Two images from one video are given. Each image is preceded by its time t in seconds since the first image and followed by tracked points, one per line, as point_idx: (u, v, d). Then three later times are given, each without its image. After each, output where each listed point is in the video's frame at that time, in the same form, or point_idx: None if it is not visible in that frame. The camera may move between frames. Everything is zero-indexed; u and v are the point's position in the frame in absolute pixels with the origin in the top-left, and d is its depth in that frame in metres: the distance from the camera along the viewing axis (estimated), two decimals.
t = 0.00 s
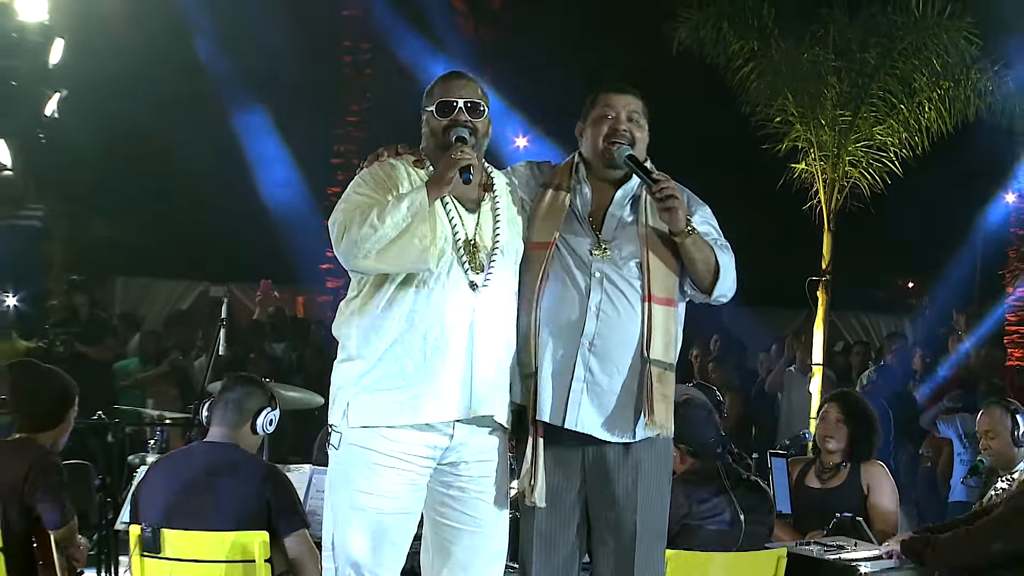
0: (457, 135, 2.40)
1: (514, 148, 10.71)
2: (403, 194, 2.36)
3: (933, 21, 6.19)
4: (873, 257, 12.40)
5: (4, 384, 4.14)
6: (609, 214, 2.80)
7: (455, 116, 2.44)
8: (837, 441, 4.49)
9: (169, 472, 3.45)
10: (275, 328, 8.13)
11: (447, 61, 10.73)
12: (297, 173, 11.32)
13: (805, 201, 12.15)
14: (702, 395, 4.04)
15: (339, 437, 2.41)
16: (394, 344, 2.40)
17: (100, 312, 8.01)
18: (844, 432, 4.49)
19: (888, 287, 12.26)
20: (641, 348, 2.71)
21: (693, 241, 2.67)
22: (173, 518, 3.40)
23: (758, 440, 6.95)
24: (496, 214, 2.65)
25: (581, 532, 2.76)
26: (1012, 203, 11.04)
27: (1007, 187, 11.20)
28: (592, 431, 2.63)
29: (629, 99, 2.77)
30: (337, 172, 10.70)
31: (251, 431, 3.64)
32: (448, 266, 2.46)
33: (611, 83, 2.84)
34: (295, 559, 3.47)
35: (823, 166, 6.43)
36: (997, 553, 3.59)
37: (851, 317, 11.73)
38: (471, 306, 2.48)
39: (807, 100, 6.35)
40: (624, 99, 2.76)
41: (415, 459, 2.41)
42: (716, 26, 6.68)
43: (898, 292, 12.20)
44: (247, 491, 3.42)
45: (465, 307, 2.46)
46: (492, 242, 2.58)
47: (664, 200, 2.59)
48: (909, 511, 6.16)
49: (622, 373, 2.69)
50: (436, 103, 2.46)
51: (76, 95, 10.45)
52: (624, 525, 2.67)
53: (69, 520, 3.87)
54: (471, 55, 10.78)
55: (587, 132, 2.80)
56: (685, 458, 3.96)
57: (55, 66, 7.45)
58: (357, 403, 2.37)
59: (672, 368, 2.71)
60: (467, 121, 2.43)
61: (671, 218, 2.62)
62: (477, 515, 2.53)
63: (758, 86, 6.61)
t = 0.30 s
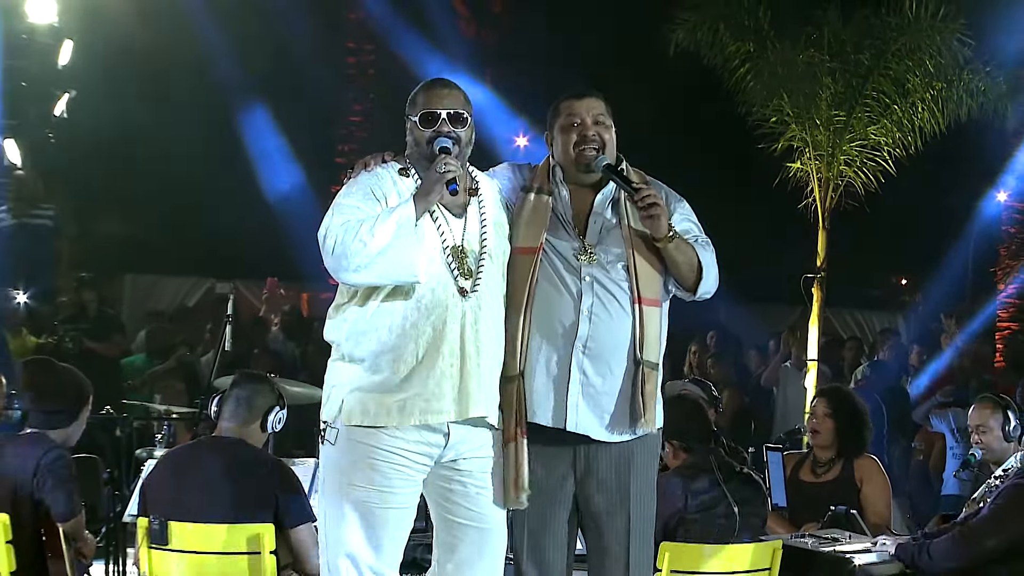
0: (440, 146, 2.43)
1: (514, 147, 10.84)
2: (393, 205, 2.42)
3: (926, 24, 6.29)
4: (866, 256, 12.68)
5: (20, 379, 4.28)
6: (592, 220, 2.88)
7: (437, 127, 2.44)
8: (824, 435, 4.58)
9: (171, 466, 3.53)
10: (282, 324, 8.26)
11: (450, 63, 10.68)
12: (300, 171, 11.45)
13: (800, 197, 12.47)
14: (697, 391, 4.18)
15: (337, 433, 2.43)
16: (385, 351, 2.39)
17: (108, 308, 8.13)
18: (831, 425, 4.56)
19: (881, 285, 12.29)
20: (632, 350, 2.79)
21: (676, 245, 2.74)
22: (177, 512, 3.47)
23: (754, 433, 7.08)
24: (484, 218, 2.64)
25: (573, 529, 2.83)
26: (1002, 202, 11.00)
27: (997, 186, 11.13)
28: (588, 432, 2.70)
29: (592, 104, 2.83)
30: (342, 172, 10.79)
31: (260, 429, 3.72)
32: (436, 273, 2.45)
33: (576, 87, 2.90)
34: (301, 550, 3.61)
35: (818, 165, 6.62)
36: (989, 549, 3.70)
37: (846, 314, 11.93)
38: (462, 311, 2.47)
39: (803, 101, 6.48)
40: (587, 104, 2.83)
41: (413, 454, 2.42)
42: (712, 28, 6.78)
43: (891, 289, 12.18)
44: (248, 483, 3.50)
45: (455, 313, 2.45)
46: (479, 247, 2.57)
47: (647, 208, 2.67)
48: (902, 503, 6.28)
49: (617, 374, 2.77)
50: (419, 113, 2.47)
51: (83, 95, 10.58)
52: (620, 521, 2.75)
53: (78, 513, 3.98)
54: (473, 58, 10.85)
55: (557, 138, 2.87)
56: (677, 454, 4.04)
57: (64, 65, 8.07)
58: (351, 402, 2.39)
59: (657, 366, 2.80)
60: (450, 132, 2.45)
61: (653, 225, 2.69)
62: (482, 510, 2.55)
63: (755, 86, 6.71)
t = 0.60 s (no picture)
0: (448, 132, 2.50)
1: (514, 147, 10.85)
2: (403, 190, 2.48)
3: (918, 26, 6.50)
4: (860, 254, 12.63)
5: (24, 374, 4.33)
6: (603, 210, 2.95)
7: (446, 115, 2.52)
8: (817, 426, 4.63)
9: (175, 460, 3.63)
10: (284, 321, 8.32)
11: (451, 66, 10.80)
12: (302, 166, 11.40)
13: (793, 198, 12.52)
14: (699, 385, 4.21)
15: (344, 426, 2.55)
16: (395, 336, 2.48)
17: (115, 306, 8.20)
18: (823, 417, 4.62)
19: (875, 282, 12.48)
20: (632, 340, 2.86)
21: (685, 235, 2.81)
22: (181, 504, 3.56)
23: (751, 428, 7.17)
24: (491, 210, 2.70)
25: (576, 529, 2.88)
26: (994, 201, 11.11)
27: (987, 184, 11.26)
28: (586, 417, 2.80)
29: (620, 102, 2.93)
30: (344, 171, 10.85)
31: (261, 420, 3.83)
32: (446, 261, 2.54)
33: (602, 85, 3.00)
34: (304, 541, 3.69)
35: (812, 165, 6.80)
36: (977, 537, 3.98)
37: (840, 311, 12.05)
38: (469, 299, 2.55)
39: (797, 101, 6.66)
40: (616, 101, 2.92)
41: (419, 446, 2.50)
42: (709, 30, 6.91)
43: (884, 286, 12.45)
44: (251, 474, 3.59)
45: (462, 301, 2.53)
46: (487, 237, 2.65)
47: (662, 196, 2.71)
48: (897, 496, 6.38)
49: (618, 361, 2.84)
50: (426, 103, 2.54)
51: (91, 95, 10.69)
52: (617, 508, 2.85)
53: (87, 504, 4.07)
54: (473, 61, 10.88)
55: (581, 132, 2.96)
56: (683, 446, 4.05)
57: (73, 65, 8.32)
58: (361, 392, 2.47)
59: (654, 358, 2.87)
60: (458, 119, 2.52)
61: (668, 212, 2.73)
62: (479, 501, 2.61)
63: (750, 88, 6.88)
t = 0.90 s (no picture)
0: (470, 143, 2.57)
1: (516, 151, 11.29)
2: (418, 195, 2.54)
3: (909, 29, 7.13)
4: (854, 252, 12.70)
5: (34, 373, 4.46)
6: (624, 213, 2.96)
7: (472, 128, 2.60)
8: (808, 423, 4.80)
9: (180, 457, 3.73)
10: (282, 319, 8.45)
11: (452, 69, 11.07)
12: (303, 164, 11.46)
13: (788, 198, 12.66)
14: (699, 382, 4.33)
15: (354, 420, 2.60)
16: (401, 333, 2.57)
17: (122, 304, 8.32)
18: (813, 414, 4.78)
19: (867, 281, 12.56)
20: (645, 341, 2.88)
21: (701, 249, 2.85)
22: (188, 499, 3.66)
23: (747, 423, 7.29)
24: (506, 215, 2.79)
25: (581, 518, 2.87)
26: (984, 201, 11.39)
27: (978, 184, 11.50)
28: (598, 415, 2.79)
29: (654, 112, 2.89)
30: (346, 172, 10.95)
31: (266, 416, 3.91)
32: (455, 263, 2.63)
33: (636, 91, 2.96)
34: (307, 534, 3.75)
35: (805, 165, 7.43)
36: (969, 534, 4.07)
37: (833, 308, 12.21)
38: (475, 301, 2.64)
39: (792, 103, 7.31)
40: (650, 111, 2.89)
41: (424, 434, 2.58)
42: (705, 34, 7.55)
43: (876, 284, 12.50)
44: (255, 466, 3.69)
45: (469, 302, 2.63)
46: (499, 242, 2.75)
47: (678, 211, 2.75)
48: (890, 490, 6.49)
49: (628, 364, 2.86)
50: (456, 114, 2.63)
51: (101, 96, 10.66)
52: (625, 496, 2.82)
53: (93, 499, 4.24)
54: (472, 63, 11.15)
55: (612, 136, 2.93)
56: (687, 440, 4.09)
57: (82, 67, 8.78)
58: (368, 389, 2.55)
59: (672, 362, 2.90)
60: (483, 134, 2.60)
61: (685, 225, 2.76)
62: (483, 491, 2.69)
63: (744, 89, 7.50)
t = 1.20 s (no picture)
0: (469, 143, 2.65)
1: (514, 149, 11.30)
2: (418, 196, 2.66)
3: (902, 32, 7.37)
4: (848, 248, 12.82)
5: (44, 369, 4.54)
6: (621, 217, 3.03)
7: (470, 129, 2.68)
8: (803, 418, 4.89)
9: (192, 451, 3.81)
10: (284, 315, 8.47)
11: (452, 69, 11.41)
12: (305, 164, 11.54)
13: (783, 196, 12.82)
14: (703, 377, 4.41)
15: (356, 415, 2.70)
16: (399, 333, 2.64)
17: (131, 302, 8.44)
18: (808, 409, 4.88)
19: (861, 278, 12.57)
20: (641, 343, 2.97)
21: (696, 250, 2.93)
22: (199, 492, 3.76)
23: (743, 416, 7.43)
24: (504, 212, 2.88)
25: (581, 510, 2.97)
26: (974, 200, 11.68)
27: (968, 184, 11.79)
28: (594, 415, 2.89)
29: (657, 118, 2.99)
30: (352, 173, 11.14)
31: (273, 410, 4.01)
32: (454, 263, 2.71)
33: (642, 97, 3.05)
34: (314, 526, 3.89)
35: (800, 165, 7.65)
36: (960, 524, 4.21)
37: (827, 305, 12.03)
38: (474, 299, 2.72)
39: (787, 105, 7.51)
40: (653, 117, 2.99)
41: (426, 435, 2.66)
42: (700, 37, 7.77)
43: (870, 282, 12.47)
44: (261, 461, 3.79)
45: (467, 301, 2.71)
46: (498, 239, 2.83)
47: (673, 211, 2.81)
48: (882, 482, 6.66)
49: (625, 364, 2.96)
50: (453, 114, 2.71)
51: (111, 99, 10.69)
52: (623, 499, 2.92)
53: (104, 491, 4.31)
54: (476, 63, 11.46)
55: (615, 141, 3.03)
56: (688, 434, 4.19)
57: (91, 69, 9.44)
58: (369, 384, 2.64)
59: (669, 363, 2.99)
60: (480, 134, 2.68)
61: (678, 230, 2.84)
62: (478, 484, 2.75)
63: (740, 91, 7.70)
